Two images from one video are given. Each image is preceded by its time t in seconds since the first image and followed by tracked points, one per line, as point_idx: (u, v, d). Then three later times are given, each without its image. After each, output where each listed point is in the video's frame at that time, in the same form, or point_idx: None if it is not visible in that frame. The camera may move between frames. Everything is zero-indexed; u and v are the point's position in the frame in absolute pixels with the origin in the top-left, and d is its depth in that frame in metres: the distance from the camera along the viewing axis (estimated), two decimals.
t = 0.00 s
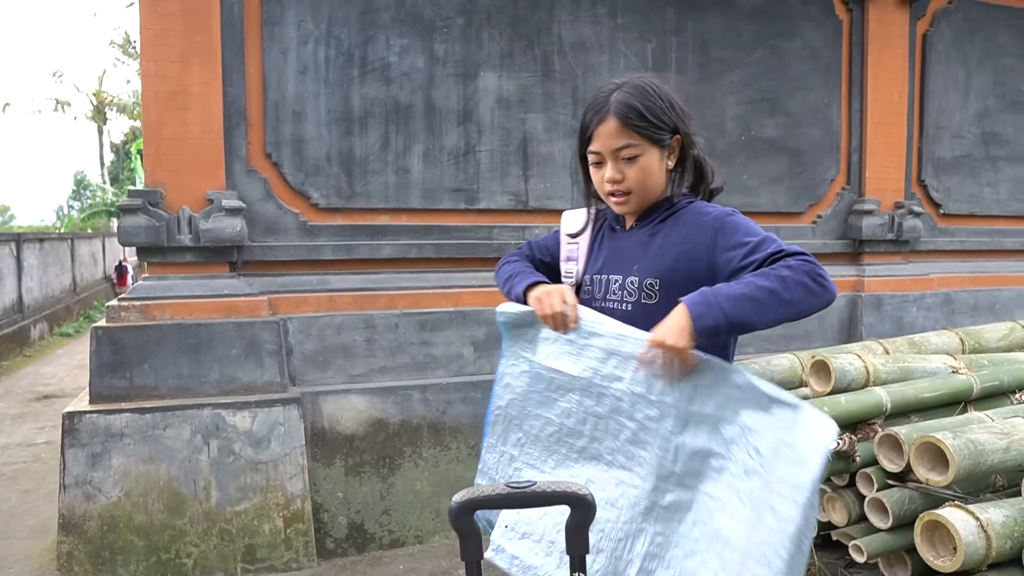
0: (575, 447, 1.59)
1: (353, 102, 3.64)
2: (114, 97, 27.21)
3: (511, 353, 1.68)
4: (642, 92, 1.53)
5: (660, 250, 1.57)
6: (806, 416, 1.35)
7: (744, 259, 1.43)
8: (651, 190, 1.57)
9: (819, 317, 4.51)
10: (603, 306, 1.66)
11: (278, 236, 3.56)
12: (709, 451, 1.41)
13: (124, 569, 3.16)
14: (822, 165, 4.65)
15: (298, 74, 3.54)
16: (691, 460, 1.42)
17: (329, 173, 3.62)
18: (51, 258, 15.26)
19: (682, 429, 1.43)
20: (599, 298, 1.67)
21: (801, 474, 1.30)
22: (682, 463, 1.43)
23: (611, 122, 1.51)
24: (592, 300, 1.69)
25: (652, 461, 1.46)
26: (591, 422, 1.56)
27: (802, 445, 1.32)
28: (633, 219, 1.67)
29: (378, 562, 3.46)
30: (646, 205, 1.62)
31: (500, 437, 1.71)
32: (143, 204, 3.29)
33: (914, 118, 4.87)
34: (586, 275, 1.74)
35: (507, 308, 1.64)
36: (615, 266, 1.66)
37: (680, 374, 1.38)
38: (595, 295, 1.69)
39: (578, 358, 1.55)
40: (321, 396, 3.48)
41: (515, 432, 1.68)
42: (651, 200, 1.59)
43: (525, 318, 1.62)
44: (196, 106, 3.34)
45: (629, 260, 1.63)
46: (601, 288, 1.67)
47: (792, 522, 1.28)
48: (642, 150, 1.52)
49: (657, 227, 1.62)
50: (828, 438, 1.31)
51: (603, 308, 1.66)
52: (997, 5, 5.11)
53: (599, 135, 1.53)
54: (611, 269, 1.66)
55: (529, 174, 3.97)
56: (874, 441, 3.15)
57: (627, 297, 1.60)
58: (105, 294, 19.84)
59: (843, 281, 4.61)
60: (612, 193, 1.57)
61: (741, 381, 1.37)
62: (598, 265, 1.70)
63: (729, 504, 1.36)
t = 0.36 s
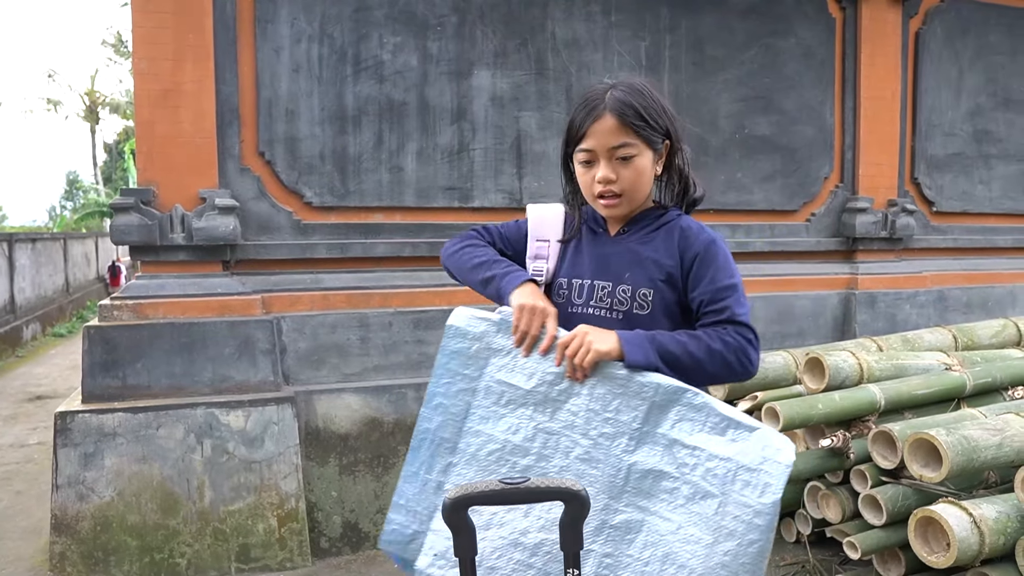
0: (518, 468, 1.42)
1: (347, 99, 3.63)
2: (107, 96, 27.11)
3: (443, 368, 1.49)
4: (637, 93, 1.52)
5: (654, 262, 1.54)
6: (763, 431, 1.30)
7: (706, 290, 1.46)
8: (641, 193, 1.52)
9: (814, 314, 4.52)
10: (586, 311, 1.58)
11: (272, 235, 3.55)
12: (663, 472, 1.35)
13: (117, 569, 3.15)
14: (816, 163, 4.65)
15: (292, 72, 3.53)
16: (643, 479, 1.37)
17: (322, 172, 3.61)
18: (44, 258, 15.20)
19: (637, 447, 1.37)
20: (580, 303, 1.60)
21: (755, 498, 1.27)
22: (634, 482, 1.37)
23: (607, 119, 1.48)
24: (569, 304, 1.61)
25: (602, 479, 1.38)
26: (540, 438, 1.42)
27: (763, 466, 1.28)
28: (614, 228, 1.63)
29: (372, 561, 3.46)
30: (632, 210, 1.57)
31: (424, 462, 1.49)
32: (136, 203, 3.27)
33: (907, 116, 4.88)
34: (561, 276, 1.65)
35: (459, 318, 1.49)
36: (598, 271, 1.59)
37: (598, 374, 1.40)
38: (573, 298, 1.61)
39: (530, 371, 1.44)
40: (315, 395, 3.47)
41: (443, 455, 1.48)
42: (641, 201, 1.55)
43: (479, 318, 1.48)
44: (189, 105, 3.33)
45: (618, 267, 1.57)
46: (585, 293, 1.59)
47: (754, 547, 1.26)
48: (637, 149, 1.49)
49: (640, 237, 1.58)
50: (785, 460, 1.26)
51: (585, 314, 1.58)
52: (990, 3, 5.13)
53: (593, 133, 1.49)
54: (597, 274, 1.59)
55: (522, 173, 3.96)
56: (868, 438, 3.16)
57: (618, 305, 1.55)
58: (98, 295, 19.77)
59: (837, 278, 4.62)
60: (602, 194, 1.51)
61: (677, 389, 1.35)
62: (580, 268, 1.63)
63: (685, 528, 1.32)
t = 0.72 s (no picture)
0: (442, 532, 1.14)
1: (346, 98, 3.62)
2: (105, 95, 27.10)
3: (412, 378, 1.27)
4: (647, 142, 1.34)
5: (640, 333, 1.33)
6: None
7: (701, 381, 1.25)
8: (614, 248, 1.32)
9: (813, 314, 4.52)
10: (556, 377, 1.41)
11: (271, 234, 3.54)
12: None
13: (116, 569, 3.14)
14: (816, 163, 4.65)
15: (291, 71, 3.52)
16: None
17: (322, 170, 3.60)
18: (42, 257, 15.19)
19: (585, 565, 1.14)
20: (553, 367, 1.42)
21: None
22: None
23: (598, 159, 1.33)
24: (542, 365, 1.45)
25: None
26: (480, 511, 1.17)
27: None
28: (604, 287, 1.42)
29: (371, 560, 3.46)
30: (609, 267, 1.36)
31: (350, 458, 1.29)
32: (135, 202, 3.27)
33: (907, 116, 4.88)
34: (542, 333, 1.48)
35: (453, 330, 1.26)
36: (575, 334, 1.41)
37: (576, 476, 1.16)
38: (547, 358, 1.44)
39: (499, 434, 1.15)
40: (315, 394, 3.47)
41: (368, 462, 1.28)
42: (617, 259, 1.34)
43: (467, 350, 1.23)
44: (188, 103, 3.32)
45: (596, 331, 1.37)
46: (559, 357, 1.41)
47: None
48: (618, 197, 1.30)
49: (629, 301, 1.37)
50: None
51: (555, 379, 1.41)
52: (989, 3, 5.13)
53: (582, 170, 1.35)
54: (574, 338, 1.40)
55: (522, 172, 3.96)
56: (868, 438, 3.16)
57: (589, 376, 1.35)
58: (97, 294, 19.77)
59: (837, 278, 4.62)
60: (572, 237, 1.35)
61: (663, 528, 1.16)
62: (557, 328, 1.45)
63: None
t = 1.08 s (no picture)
0: (391, 570, 1.11)
1: (344, 95, 3.61)
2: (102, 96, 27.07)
3: (352, 413, 1.13)
4: (632, 153, 1.26)
5: (622, 337, 1.25)
6: None
7: (679, 390, 1.16)
8: (607, 268, 1.28)
9: (811, 311, 4.52)
10: (543, 384, 1.35)
11: (269, 231, 3.54)
12: None
13: (113, 567, 3.14)
14: (813, 159, 4.65)
15: (289, 68, 3.52)
16: None
17: (319, 167, 3.59)
18: (39, 257, 15.17)
19: None
20: (541, 375, 1.36)
21: None
22: None
23: (580, 176, 1.27)
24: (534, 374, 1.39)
25: None
26: (438, 545, 1.12)
27: None
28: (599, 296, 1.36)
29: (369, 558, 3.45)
30: (605, 284, 1.32)
31: (296, 498, 1.17)
32: (132, 198, 3.26)
33: (904, 113, 4.88)
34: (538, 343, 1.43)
35: (391, 361, 1.13)
36: (563, 340, 1.35)
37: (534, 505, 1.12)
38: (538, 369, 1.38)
39: (449, 467, 1.11)
40: (313, 391, 3.47)
41: (317, 503, 1.17)
42: (611, 277, 1.30)
43: (407, 383, 1.11)
44: (185, 100, 3.31)
45: (582, 336, 1.31)
46: (546, 364, 1.35)
47: None
48: (604, 216, 1.25)
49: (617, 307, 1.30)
50: None
51: (542, 387, 1.35)
52: (987, 0, 5.13)
53: (565, 188, 1.29)
54: (562, 343, 1.34)
55: (520, 169, 3.95)
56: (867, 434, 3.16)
57: (570, 381, 1.28)
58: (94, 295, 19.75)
59: (835, 275, 4.62)
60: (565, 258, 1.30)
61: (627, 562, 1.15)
62: (549, 337, 1.40)
63: None
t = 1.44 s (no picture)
0: (412, 504, 1.25)
1: (350, 87, 3.64)
2: (104, 94, 27.11)
3: (361, 379, 1.36)
4: (701, 177, 1.37)
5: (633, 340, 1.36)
6: (692, 517, 1.12)
7: (666, 379, 1.32)
8: (641, 270, 1.34)
9: (813, 304, 4.54)
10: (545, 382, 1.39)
11: (276, 221, 3.57)
12: (570, 543, 1.17)
13: (122, 551, 3.19)
14: (817, 154, 4.67)
15: (296, 59, 3.54)
16: (546, 547, 1.19)
17: (326, 158, 3.62)
18: (42, 253, 15.22)
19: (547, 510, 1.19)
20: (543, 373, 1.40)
21: None
22: (537, 548, 1.19)
23: (656, 179, 1.32)
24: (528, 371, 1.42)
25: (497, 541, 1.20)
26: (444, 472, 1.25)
27: (686, 560, 1.09)
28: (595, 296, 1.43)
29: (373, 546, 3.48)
30: (622, 283, 1.38)
31: (326, 480, 1.33)
32: (140, 187, 3.28)
33: (907, 109, 4.90)
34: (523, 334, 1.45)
35: (378, 327, 1.36)
36: (567, 339, 1.40)
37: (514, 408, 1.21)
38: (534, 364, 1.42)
39: (444, 397, 1.27)
40: (319, 379, 3.50)
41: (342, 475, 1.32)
42: (635, 278, 1.38)
43: (395, 335, 1.34)
44: (193, 91, 3.34)
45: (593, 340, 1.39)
46: (550, 362, 1.40)
47: None
48: (665, 225, 1.32)
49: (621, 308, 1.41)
50: (715, 561, 1.08)
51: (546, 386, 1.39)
52: None
53: (633, 180, 1.33)
54: (565, 343, 1.40)
55: (525, 161, 3.98)
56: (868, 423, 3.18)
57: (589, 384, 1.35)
58: (96, 291, 19.83)
59: (837, 268, 4.64)
60: (601, 243, 1.33)
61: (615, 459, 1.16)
62: (544, 328, 1.42)
63: None
